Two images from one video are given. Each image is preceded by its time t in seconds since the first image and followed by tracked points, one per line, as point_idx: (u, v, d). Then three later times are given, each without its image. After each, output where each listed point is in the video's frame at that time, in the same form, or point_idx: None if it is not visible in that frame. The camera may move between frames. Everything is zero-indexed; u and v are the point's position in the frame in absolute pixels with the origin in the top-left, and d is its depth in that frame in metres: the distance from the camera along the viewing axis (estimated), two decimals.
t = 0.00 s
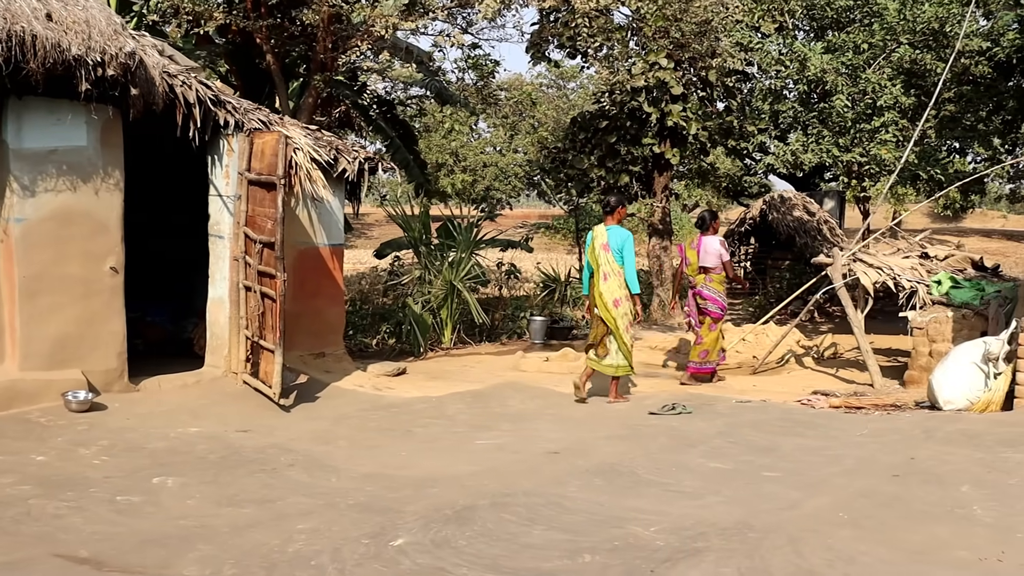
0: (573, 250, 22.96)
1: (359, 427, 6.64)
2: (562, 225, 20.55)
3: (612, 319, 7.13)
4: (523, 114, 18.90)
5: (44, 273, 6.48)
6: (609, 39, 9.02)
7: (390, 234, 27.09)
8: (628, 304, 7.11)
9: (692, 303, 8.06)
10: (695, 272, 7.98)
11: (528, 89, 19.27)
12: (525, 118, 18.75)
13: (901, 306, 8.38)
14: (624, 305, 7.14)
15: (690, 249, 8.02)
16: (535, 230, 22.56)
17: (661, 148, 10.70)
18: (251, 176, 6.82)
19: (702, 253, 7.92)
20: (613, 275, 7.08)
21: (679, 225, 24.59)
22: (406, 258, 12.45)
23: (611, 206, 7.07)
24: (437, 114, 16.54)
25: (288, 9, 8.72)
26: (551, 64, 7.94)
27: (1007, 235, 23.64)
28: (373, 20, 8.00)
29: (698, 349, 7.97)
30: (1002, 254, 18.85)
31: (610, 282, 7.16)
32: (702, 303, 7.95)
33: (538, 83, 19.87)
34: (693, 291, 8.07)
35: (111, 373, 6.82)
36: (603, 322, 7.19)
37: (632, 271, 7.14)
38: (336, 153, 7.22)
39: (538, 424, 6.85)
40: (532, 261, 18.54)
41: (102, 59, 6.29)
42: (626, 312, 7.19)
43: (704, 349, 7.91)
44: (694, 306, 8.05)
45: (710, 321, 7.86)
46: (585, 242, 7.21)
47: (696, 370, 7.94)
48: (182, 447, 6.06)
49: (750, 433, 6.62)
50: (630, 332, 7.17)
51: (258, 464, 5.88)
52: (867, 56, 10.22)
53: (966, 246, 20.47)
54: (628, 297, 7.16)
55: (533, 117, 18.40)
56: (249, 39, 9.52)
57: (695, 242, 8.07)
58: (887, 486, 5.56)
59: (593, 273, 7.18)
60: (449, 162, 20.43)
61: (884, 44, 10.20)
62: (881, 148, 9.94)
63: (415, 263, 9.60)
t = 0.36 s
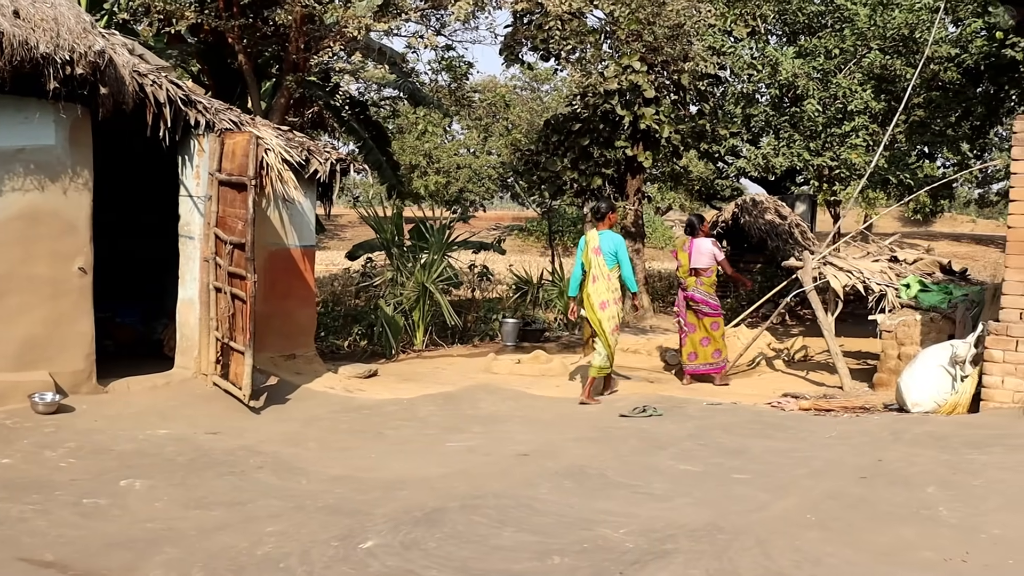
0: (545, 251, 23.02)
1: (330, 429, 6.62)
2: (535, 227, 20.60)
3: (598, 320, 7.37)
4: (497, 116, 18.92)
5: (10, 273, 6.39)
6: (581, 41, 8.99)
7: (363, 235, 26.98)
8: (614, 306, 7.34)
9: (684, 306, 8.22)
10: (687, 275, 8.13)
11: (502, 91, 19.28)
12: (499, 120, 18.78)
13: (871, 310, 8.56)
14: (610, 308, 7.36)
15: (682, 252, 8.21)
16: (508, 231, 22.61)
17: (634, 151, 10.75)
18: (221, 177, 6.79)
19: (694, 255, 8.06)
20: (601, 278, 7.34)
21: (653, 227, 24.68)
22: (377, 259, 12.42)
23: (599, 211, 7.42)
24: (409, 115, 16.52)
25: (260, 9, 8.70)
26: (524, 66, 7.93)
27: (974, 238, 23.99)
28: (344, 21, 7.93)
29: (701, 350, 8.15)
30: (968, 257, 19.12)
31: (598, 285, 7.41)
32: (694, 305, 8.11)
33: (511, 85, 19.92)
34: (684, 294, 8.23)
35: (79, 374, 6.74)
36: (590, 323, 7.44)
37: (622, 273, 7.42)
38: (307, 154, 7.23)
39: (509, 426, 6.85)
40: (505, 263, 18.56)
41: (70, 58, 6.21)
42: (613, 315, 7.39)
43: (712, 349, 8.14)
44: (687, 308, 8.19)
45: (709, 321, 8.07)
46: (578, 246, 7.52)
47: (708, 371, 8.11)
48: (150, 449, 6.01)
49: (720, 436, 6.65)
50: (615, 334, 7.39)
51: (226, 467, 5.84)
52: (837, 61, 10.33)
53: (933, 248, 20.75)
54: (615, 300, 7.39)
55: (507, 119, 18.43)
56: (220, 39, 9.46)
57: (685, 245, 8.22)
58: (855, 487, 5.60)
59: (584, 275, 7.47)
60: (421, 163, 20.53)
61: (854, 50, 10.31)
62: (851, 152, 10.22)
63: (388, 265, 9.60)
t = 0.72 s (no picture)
0: (521, 254, 23.05)
1: (303, 432, 6.60)
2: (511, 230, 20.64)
3: (592, 319, 7.61)
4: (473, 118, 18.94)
5: None
6: (557, 45, 9.18)
7: (339, 237, 26.87)
8: (607, 305, 7.57)
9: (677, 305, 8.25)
10: (683, 276, 8.15)
11: (478, 94, 19.32)
12: (475, 123, 18.80)
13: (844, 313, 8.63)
14: (602, 307, 7.59)
15: (681, 254, 8.15)
16: (484, 234, 22.63)
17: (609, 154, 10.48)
18: (194, 179, 6.77)
19: (692, 257, 8.07)
20: (591, 279, 7.55)
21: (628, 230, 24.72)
22: (352, 262, 12.39)
23: (595, 214, 7.56)
24: (385, 118, 16.51)
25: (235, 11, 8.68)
26: (501, 68, 7.98)
27: (945, 242, 24.26)
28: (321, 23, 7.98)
29: (685, 354, 8.21)
30: (941, 261, 19.27)
31: (589, 286, 7.62)
32: (688, 306, 8.15)
33: (487, 88, 19.96)
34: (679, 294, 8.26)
35: (49, 377, 6.66)
36: (583, 321, 7.68)
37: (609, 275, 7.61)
38: (281, 155, 7.23)
39: (483, 429, 6.86)
40: (480, 265, 18.56)
41: (42, 57, 6.18)
42: (607, 314, 7.63)
43: (695, 354, 8.18)
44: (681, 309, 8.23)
45: (699, 324, 8.11)
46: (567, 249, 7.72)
47: (688, 375, 8.16)
48: (121, 452, 5.97)
49: (693, 438, 6.68)
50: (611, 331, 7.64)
51: (198, 469, 5.81)
52: (811, 66, 10.43)
53: (907, 251, 20.91)
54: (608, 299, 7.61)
55: (483, 122, 18.46)
56: (194, 40, 9.42)
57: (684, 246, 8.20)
58: (827, 489, 5.62)
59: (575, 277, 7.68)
60: (397, 165, 20.51)
61: (828, 55, 10.37)
62: (825, 156, 10.25)
63: (363, 267, 9.60)
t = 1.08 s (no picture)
0: (501, 256, 23.08)
1: (279, 434, 6.59)
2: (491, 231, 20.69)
3: (590, 320, 7.79)
4: (453, 120, 18.95)
5: None
6: (535, 47, 9.25)
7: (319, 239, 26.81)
8: (606, 307, 7.74)
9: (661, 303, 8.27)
10: (670, 275, 8.16)
11: (458, 95, 19.34)
12: (455, 124, 18.81)
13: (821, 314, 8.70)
14: (601, 308, 7.75)
15: (669, 254, 8.19)
16: (464, 235, 22.67)
17: (588, 156, 10.53)
18: (171, 180, 6.76)
19: (681, 257, 8.08)
20: (591, 281, 7.71)
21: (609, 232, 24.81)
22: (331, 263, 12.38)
23: (592, 220, 7.59)
24: (364, 120, 16.50)
25: (212, 11, 8.64)
26: (480, 70, 8.04)
27: (922, 244, 24.50)
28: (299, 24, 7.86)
29: (665, 354, 8.24)
30: (919, 262, 19.43)
31: (588, 287, 7.78)
32: (672, 306, 8.17)
33: (468, 90, 19.97)
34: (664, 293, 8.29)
35: (24, 379, 6.57)
36: (581, 322, 7.84)
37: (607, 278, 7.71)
38: (259, 156, 7.22)
39: (461, 430, 6.87)
40: (460, 266, 18.59)
41: (15, 57, 6.17)
42: (606, 315, 7.80)
43: (675, 355, 8.21)
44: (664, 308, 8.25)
45: (681, 325, 8.14)
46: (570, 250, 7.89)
47: (665, 375, 8.19)
48: (97, 455, 5.94)
49: (670, 439, 6.71)
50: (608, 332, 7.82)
51: (174, 472, 5.79)
52: (789, 69, 10.54)
53: (885, 254, 21.11)
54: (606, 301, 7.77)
55: (463, 124, 18.48)
56: (172, 40, 9.39)
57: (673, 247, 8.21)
58: (803, 490, 5.65)
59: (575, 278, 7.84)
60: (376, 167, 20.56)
61: (805, 58, 10.48)
62: (802, 159, 10.33)
63: (341, 269, 9.60)
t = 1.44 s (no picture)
0: (481, 256, 23.10)
1: (257, 436, 6.57)
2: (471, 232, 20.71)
3: (584, 317, 7.94)
4: (433, 121, 18.97)
5: None
6: (515, 48, 9.24)
7: (298, 239, 26.73)
8: (599, 305, 7.89)
9: (643, 303, 8.26)
10: (651, 276, 8.18)
11: (438, 96, 19.35)
12: (434, 124, 18.83)
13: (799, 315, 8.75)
14: (596, 305, 7.91)
15: (648, 255, 8.19)
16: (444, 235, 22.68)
17: (567, 157, 10.65)
18: (148, 180, 6.74)
19: (662, 257, 8.10)
20: (585, 278, 7.90)
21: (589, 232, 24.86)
22: (308, 264, 12.36)
23: (587, 216, 7.91)
24: (343, 120, 16.47)
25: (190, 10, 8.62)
26: (459, 70, 8.07)
27: (899, 244, 24.75)
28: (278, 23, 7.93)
29: (647, 355, 8.27)
30: (896, 263, 19.61)
31: (585, 284, 7.96)
32: (655, 306, 8.16)
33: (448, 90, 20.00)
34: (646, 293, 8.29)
35: None
36: (576, 319, 8.01)
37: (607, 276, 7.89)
38: (236, 156, 7.21)
39: (439, 431, 6.88)
40: (440, 267, 18.60)
41: None
42: (599, 314, 7.94)
43: (659, 355, 8.26)
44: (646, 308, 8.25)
45: (665, 325, 8.15)
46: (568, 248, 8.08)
47: (648, 376, 8.22)
48: (72, 457, 5.90)
49: (648, 439, 6.74)
50: (601, 331, 7.96)
51: (150, 473, 5.76)
52: (767, 70, 10.65)
53: (863, 254, 21.26)
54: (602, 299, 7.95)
55: (442, 124, 18.49)
56: (149, 39, 9.35)
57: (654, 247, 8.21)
58: (780, 489, 5.68)
59: (572, 276, 8.03)
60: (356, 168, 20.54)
61: (784, 59, 10.56)
62: (779, 159, 10.41)
63: (320, 269, 9.59)
